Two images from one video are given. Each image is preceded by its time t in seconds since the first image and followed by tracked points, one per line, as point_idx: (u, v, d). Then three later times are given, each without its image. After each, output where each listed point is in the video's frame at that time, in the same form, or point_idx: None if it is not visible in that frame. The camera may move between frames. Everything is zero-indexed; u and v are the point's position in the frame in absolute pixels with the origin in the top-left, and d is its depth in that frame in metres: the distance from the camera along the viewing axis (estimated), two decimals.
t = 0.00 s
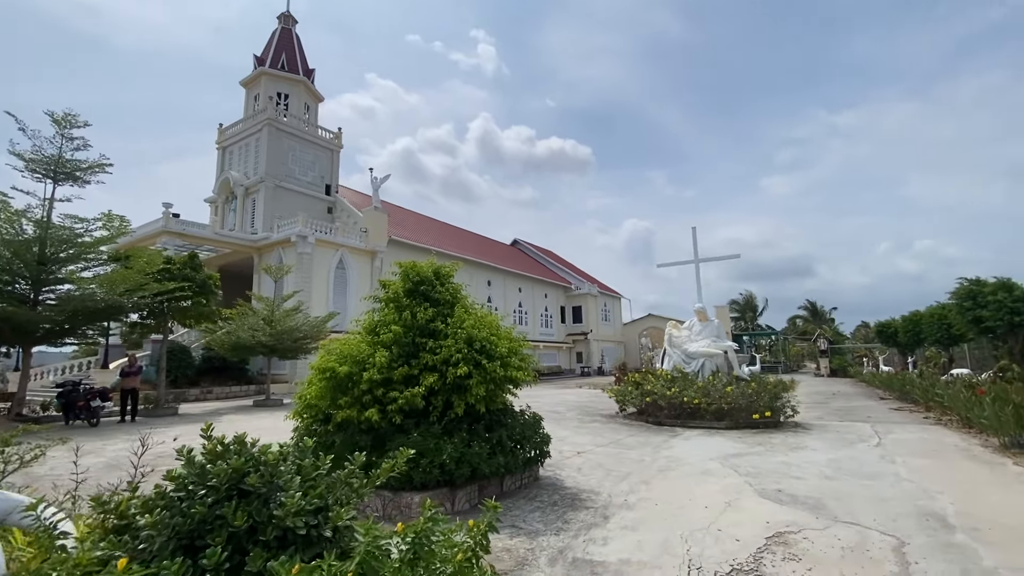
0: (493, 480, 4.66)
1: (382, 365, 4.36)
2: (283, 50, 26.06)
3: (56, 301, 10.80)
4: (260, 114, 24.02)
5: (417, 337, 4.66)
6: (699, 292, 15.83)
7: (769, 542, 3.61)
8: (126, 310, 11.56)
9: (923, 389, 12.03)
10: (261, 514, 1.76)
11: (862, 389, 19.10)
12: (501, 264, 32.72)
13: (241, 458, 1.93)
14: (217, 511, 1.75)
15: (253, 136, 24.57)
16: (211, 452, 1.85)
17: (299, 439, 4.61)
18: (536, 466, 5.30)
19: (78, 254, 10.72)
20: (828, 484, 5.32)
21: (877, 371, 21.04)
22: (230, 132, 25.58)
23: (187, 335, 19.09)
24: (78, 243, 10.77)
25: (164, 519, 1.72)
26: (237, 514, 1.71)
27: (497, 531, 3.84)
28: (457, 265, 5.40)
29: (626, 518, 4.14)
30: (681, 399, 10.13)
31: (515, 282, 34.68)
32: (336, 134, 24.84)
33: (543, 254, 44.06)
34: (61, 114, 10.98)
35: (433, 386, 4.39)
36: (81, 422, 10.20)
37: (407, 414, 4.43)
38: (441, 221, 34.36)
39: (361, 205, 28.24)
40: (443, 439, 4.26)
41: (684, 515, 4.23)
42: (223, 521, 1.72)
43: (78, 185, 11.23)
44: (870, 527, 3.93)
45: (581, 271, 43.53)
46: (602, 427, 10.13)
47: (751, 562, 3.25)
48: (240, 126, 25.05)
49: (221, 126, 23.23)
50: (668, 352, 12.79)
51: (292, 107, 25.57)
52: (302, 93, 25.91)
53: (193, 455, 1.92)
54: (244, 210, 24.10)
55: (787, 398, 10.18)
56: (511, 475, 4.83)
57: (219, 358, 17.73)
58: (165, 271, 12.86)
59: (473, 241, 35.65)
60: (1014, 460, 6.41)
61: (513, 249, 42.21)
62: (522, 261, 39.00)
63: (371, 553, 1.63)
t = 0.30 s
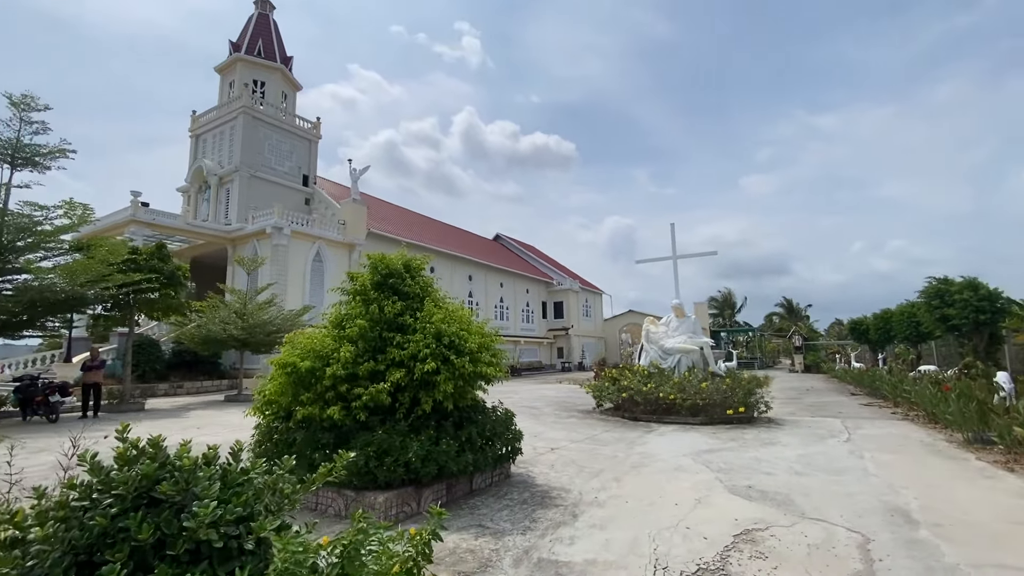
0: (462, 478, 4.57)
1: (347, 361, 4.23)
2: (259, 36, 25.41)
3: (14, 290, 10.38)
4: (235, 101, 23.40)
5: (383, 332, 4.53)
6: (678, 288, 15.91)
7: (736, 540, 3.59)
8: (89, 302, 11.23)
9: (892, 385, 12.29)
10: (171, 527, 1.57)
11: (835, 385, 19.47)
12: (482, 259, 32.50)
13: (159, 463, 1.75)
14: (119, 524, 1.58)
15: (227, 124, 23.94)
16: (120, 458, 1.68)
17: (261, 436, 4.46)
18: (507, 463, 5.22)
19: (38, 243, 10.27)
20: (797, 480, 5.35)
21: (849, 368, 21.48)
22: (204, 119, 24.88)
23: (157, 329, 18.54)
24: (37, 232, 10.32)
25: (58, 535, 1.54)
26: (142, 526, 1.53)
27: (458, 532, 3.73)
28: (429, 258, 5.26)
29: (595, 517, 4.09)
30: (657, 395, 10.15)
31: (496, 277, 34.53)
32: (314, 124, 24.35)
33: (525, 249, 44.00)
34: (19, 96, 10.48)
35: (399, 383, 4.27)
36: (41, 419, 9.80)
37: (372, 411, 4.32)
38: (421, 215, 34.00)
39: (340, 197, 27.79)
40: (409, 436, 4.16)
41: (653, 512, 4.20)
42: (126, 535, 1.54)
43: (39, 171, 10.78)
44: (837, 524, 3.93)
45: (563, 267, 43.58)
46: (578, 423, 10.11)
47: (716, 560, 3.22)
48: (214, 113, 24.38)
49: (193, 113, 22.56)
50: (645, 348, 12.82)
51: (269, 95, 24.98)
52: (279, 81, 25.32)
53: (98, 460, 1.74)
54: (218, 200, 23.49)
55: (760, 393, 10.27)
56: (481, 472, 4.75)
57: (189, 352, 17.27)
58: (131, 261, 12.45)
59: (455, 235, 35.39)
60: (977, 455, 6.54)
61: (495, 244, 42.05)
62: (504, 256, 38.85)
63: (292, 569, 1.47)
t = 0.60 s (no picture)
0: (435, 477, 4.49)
1: (315, 357, 4.12)
2: (239, 23, 24.85)
3: None
4: (213, 90, 22.87)
5: (354, 327, 4.41)
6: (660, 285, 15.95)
7: (710, 539, 3.55)
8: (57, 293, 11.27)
9: (867, 382, 12.47)
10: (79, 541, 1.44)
11: (813, 382, 19.73)
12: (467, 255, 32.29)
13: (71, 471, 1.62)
14: (20, 538, 1.43)
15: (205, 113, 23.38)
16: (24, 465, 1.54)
17: (227, 434, 4.34)
18: (483, 461, 5.14)
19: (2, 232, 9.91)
20: (773, 477, 5.35)
21: (827, 365, 21.82)
22: (181, 108, 24.27)
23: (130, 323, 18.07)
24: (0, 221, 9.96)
25: None
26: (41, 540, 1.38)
27: (428, 533, 3.65)
28: (404, 252, 5.14)
29: (570, 516, 4.02)
30: (637, 392, 10.15)
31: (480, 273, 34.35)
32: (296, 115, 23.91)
33: (510, 245, 43.89)
34: None
35: (370, 379, 4.15)
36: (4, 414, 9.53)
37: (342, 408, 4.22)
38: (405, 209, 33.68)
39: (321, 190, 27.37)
40: (379, 435, 4.06)
41: (628, 511, 4.15)
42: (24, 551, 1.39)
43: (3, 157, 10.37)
44: (811, 522, 3.92)
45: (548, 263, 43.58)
46: (558, 419, 10.07)
47: (688, 560, 3.18)
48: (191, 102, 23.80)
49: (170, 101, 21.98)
50: (626, 344, 12.82)
51: (249, 85, 24.46)
52: (260, 70, 24.81)
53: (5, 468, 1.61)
54: (194, 191, 22.96)
55: (739, 390, 10.35)
56: (455, 471, 4.67)
57: (163, 347, 16.85)
58: (100, 253, 12.05)
59: (439, 231, 35.12)
60: (948, 451, 6.63)
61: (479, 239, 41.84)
62: (489, 251, 38.67)
63: None
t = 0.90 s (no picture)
0: (412, 476, 4.39)
1: (286, 353, 4.00)
2: (222, 12, 24.34)
3: None
4: (195, 80, 22.38)
5: (329, 323, 4.28)
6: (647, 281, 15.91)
7: (691, 540, 3.46)
8: (28, 286, 10.87)
9: (850, 379, 12.56)
10: None
11: (797, 379, 19.91)
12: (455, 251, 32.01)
13: None
14: None
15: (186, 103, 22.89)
16: None
17: (196, 431, 4.20)
18: (462, 460, 5.03)
19: None
20: (757, 475, 5.30)
21: (811, 362, 22.03)
22: (161, 99, 23.75)
23: (107, 318, 17.65)
24: None
25: None
26: None
27: (402, 536, 3.55)
28: (383, 245, 5.00)
29: (550, 516, 3.92)
30: (622, 389, 10.09)
31: (468, 269, 34.16)
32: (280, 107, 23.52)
33: (498, 241, 43.77)
34: None
35: (344, 377, 4.02)
36: None
37: (314, 406, 4.10)
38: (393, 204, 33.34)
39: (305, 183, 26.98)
40: (353, 434, 3.94)
41: (609, 510, 4.05)
42: None
43: None
44: (793, 521, 3.86)
45: (536, 260, 43.53)
46: (543, 416, 10.00)
47: (669, 562, 3.09)
48: (172, 92, 23.30)
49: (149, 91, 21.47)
50: (612, 341, 12.77)
51: (231, 75, 23.99)
52: (243, 61, 24.34)
53: None
54: (175, 184, 22.49)
55: (723, 387, 10.34)
56: (433, 470, 4.57)
57: (141, 343, 16.49)
58: (73, 245, 11.73)
59: (427, 226, 34.83)
60: (930, 448, 6.64)
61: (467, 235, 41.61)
62: (477, 248, 38.47)
63: None
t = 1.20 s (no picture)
0: (394, 481, 4.25)
1: (261, 353, 3.85)
2: (209, 5, 23.95)
3: None
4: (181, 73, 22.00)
5: (307, 321, 4.12)
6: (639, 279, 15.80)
7: (681, 547, 3.34)
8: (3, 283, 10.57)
9: (840, 377, 12.54)
10: None
11: (787, 377, 19.92)
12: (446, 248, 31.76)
13: None
14: None
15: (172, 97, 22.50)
16: None
17: (167, 434, 4.03)
18: (447, 462, 4.89)
19: None
20: (749, 476, 5.19)
21: (801, 361, 22.08)
22: (146, 92, 23.34)
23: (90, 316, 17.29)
24: None
25: None
26: None
27: (381, 544, 3.40)
28: (365, 241, 4.84)
29: (536, 522, 3.78)
30: (613, 388, 9.99)
31: (460, 267, 33.94)
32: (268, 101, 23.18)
33: (490, 239, 43.60)
34: None
35: (322, 378, 3.87)
36: None
37: (291, 409, 3.94)
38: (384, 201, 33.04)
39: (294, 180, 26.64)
40: (331, 437, 3.80)
41: (597, 515, 3.93)
42: None
43: None
44: (786, 525, 3.75)
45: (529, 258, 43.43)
46: (533, 415, 9.88)
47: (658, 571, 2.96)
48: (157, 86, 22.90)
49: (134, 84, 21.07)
50: (603, 339, 12.66)
51: (218, 69, 23.61)
52: (230, 54, 23.96)
53: None
54: (161, 179, 22.12)
55: (715, 386, 10.26)
56: (416, 474, 4.43)
57: (124, 341, 16.16)
58: (52, 241, 11.44)
59: (418, 224, 34.57)
60: (921, 447, 6.57)
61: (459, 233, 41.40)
62: (469, 245, 38.25)
63: None
